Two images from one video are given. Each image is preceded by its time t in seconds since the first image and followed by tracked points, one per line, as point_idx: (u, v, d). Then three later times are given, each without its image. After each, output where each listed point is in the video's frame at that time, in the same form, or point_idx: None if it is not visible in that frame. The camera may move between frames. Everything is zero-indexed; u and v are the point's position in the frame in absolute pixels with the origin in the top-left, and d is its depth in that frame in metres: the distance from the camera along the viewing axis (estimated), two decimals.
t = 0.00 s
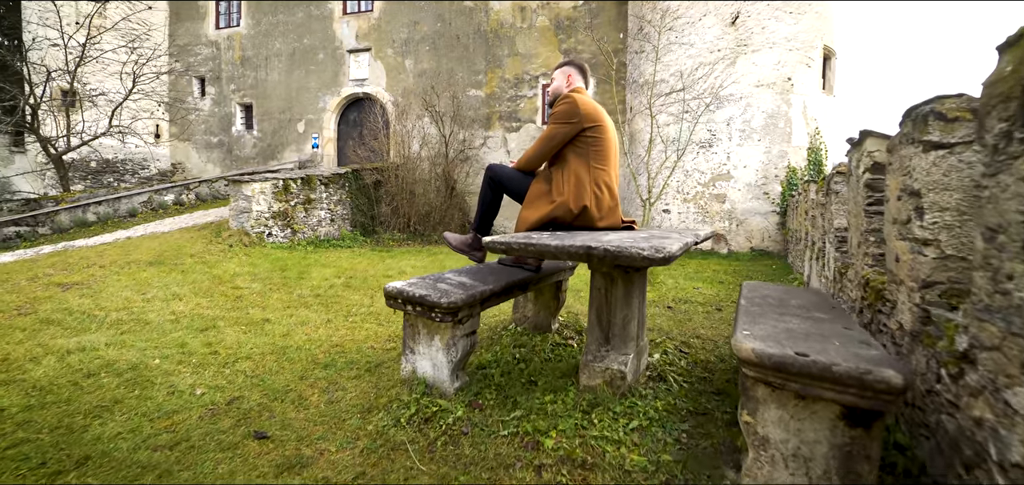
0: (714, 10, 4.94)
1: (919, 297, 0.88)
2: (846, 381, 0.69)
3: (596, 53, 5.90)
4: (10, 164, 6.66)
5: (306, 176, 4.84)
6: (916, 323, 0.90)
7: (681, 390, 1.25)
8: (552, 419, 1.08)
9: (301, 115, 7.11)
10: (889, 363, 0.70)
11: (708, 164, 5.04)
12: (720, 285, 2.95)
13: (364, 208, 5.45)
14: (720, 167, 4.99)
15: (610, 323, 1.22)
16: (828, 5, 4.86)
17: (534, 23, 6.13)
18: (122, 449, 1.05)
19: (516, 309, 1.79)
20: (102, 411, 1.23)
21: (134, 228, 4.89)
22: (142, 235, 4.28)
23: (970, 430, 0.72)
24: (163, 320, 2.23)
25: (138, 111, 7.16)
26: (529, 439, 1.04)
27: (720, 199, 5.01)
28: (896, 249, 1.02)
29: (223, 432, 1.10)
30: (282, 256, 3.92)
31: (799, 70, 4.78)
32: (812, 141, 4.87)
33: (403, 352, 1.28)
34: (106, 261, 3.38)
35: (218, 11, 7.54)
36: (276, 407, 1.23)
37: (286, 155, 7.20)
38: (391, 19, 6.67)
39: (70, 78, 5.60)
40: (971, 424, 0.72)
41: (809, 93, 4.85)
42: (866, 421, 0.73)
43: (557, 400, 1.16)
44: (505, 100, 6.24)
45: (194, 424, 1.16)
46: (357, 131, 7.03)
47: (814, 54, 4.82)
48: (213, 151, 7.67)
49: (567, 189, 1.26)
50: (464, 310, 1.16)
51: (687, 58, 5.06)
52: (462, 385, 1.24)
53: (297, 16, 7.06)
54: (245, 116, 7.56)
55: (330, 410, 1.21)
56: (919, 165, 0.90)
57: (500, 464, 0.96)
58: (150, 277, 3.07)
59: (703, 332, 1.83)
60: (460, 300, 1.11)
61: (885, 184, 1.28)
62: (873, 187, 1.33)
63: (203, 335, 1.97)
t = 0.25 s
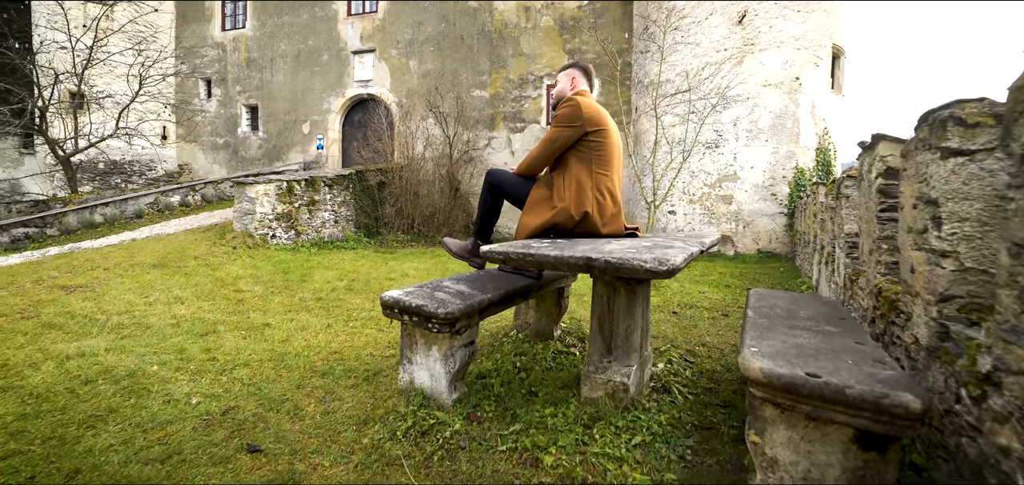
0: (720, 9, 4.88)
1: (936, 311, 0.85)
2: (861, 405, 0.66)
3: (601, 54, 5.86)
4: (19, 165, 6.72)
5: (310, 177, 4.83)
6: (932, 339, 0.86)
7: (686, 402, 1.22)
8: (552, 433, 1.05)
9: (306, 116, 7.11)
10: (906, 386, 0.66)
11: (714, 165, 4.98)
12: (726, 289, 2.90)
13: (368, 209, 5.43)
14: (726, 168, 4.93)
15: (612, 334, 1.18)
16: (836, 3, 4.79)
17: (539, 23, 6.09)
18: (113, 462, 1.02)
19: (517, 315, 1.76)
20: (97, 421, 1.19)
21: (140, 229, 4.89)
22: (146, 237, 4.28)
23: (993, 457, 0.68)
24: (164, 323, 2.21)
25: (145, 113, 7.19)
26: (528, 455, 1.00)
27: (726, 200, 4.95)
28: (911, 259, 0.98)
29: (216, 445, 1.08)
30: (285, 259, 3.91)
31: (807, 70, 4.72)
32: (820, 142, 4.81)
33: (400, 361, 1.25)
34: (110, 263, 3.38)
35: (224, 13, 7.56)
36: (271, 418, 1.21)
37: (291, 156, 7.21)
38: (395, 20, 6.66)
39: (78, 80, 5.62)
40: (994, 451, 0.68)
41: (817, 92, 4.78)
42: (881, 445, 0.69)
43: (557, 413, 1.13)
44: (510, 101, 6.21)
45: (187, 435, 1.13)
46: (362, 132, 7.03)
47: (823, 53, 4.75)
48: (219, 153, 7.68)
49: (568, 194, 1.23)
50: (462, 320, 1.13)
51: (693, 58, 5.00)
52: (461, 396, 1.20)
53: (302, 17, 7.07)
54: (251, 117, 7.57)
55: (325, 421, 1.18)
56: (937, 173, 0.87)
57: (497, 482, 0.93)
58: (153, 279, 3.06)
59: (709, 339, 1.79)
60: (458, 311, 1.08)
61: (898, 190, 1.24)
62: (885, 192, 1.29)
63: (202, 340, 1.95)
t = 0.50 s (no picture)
0: (728, 8, 4.81)
1: (959, 332, 0.81)
2: (882, 439, 0.62)
3: (607, 54, 5.80)
4: (29, 167, 6.79)
5: (315, 179, 4.81)
6: (955, 360, 0.82)
7: (693, 419, 1.17)
8: (553, 453, 1.02)
9: (311, 117, 7.11)
10: (931, 419, 0.62)
11: (723, 166, 4.91)
12: (734, 294, 2.85)
13: (373, 210, 5.41)
14: (734, 170, 4.86)
15: (616, 348, 1.14)
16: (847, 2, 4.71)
17: (545, 23, 6.05)
18: (100, 481, 0.99)
19: (520, 324, 1.72)
20: (87, 435, 1.17)
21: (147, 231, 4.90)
22: (152, 239, 4.28)
23: None
24: (164, 329, 2.19)
25: (152, 114, 7.21)
26: (528, 477, 0.97)
27: (735, 202, 4.88)
28: (931, 274, 0.94)
29: (207, 463, 1.05)
30: (289, 261, 3.89)
31: (817, 69, 4.64)
32: (830, 143, 4.73)
33: (398, 375, 1.21)
34: (115, 266, 3.37)
35: (231, 14, 7.57)
36: (264, 433, 1.18)
37: (297, 157, 7.21)
38: (401, 20, 6.64)
39: (85, 82, 5.65)
40: None
41: (828, 92, 4.70)
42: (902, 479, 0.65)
43: (559, 431, 1.09)
44: (515, 101, 6.17)
45: (178, 451, 1.10)
46: (367, 133, 7.01)
47: (833, 52, 4.67)
48: (226, 154, 7.69)
49: (571, 203, 1.19)
50: (460, 334, 1.10)
51: (700, 58, 4.94)
52: (459, 411, 1.17)
53: (308, 19, 7.07)
54: (257, 118, 7.58)
55: (320, 437, 1.15)
56: (959, 184, 0.83)
57: None
58: (156, 283, 3.04)
59: (717, 349, 1.75)
60: (455, 326, 1.04)
61: (916, 198, 1.20)
62: (902, 201, 1.22)
63: (202, 347, 1.93)
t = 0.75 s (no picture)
0: (733, 8, 4.76)
1: (977, 349, 0.77)
2: (899, 470, 0.58)
3: (610, 54, 5.76)
4: (32, 168, 6.79)
5: (316, 180, 4.79)
6: (973, 379, 0.78)
7: (697, 433, 1.14)
8: (553, 472, 0.98)
9: (313, 118, 7.09)
10: (951, 448, 0.58)
11: (727, 167, 4.87)
12: (739, 298, 2.80)
13: (375, 211, 5.39)
14: (739, 171, 4.82)
15: (618, 360, 1.11)
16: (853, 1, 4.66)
17: (548, 23, 6.01)
18: None
19: (521, 331, 1.68)
20: (74, 449, 1.14)
21: (148, 232, 4.89)
22: (152, 241, 4.26)
23: None
24: (161, 334, 2.17)
25: (155, 115, 7.21)
26: None
27: (738, 203, 4.84)
28: (945, 286, 0.90)
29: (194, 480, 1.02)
30: (289, 263, 3.87)
31: (823, 70, 4.59)
32: (835, 144, 4.69)
33: (393, 387, 1.18)
34: (114, 269, 3.35)
35: (233, 15, 7.56)
36: (255, 447, 1.14)
37: (299, 158, 7.19)
38: (403, 21, 6.61)
39: (87, 83, 5.64)
40: None
41: (833, 93, 4.65)
42: None
43: (558, 447, 1.06)
44: (518, 102, 6.13)
45: (166, 467, 1.07)
46: (369, 134, 6.98)
47: (839, 52, 4.62)
48: (228, 154, 7.68)
49: (572, 210, 1.15)
50: (456, 346, 1.06)
51: (704, 58, 4.89)
52: (456, 425, 1.13)
53: (310, 19, 7.05)
54: (259, 119, 7.57)
55: (312, 451, 1.11)
56: (976, 194, 0.79)
57: None
58: (154, 286, 3.02)
59: (721, 357, 1.71)
60: (452, 339, 1.01)
61: (928, 206, 1.16)
62: (913, 208, 1.19)
63: (198, 353, 1.90)
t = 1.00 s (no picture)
0: (735, 8, 4.72)
1: (997, 369, 0.74)
2: None
3: (611, 54, 5.72)
4: (31, 168, 6.76)
5: (315, 182, 4.76)
6: (992, 400, 0.75)
7: (700, 449, 1.10)
8: None
9: (313, 118, 7.05)
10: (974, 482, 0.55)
11: (729, 168, 4.82)
12: (742, 303, 2.76)
13: (374, 213, 5.36)
14: (740, 172, 4.78)
15: (619, 374, 1.07)
16: (856, 1, 4.61)
17: (548, 23, 5.97)
18: None
19: (519, 339, 1.65)
20: (57, 465, 1.11)
21: (146, 234, 4.85)
22: (149, 243, 4.22)
23: None
24: (154, 340, 2.13)
25: (154, 115, 7.17)
26: None
27: (740, 205, 4.80)
28: (961, 300, 0.87)
29: None
30: (287, 266, 3.83)
31: (826, 70, 4.54)
32: (838, 145, 4.65)
33: (387, 400, 1.14)
34: (110, 272, 3.31)
35: (233, 15, 7.53)
36: (244, 462, 1.11)
37: (299, 158, 7.16)
38: (403, 21, 6.57)
39: (85, 84, 5.61)
40: None
41: (836, 94, 4.61)
42: None
43: (557, 464, 1.03)
44: (518, 102, 6.09)
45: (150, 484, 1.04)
46: (369, 134, 6.95)
47: (842, 52, 4.58)
48: (227, 155, 7.65)
49: (571, 217, 1.11)
50: (451, 360, 1.02)
51: (706, 58, 4.85)
52: (451, 440, 1.10)
53: (310, 19, 7.01)
54: (259, 119, 7.53)
55: (302, 467, 1.08)
56: (997, 206, 0.76)
57: None
58: (150, 289, 2.98)
59: (725, 366, 1.67)
60: (446, 352, 0.97)
61: (942, 214, 1.11)
62: (925, 216, 1.15)
63: (190, 360, 1.86)
